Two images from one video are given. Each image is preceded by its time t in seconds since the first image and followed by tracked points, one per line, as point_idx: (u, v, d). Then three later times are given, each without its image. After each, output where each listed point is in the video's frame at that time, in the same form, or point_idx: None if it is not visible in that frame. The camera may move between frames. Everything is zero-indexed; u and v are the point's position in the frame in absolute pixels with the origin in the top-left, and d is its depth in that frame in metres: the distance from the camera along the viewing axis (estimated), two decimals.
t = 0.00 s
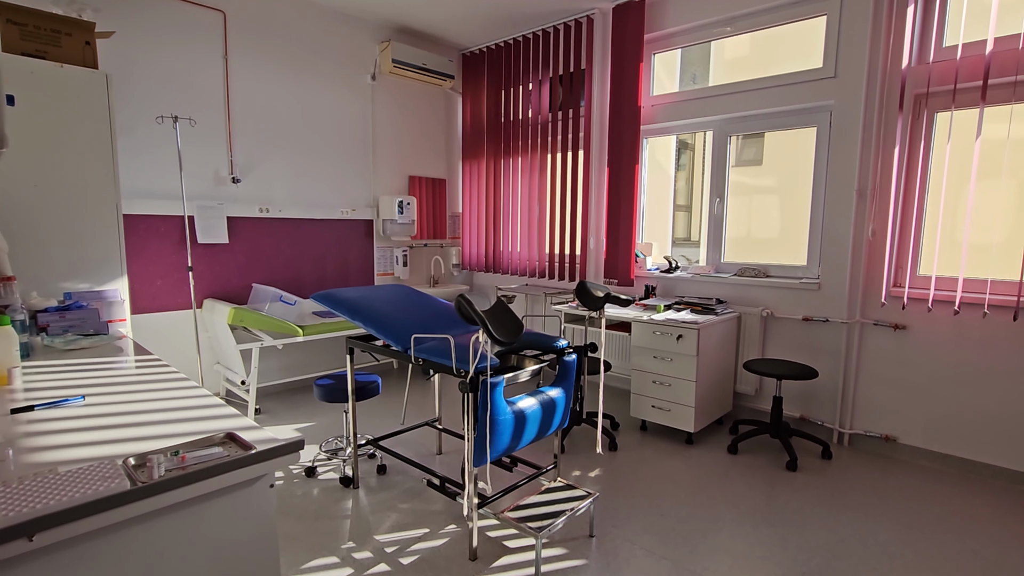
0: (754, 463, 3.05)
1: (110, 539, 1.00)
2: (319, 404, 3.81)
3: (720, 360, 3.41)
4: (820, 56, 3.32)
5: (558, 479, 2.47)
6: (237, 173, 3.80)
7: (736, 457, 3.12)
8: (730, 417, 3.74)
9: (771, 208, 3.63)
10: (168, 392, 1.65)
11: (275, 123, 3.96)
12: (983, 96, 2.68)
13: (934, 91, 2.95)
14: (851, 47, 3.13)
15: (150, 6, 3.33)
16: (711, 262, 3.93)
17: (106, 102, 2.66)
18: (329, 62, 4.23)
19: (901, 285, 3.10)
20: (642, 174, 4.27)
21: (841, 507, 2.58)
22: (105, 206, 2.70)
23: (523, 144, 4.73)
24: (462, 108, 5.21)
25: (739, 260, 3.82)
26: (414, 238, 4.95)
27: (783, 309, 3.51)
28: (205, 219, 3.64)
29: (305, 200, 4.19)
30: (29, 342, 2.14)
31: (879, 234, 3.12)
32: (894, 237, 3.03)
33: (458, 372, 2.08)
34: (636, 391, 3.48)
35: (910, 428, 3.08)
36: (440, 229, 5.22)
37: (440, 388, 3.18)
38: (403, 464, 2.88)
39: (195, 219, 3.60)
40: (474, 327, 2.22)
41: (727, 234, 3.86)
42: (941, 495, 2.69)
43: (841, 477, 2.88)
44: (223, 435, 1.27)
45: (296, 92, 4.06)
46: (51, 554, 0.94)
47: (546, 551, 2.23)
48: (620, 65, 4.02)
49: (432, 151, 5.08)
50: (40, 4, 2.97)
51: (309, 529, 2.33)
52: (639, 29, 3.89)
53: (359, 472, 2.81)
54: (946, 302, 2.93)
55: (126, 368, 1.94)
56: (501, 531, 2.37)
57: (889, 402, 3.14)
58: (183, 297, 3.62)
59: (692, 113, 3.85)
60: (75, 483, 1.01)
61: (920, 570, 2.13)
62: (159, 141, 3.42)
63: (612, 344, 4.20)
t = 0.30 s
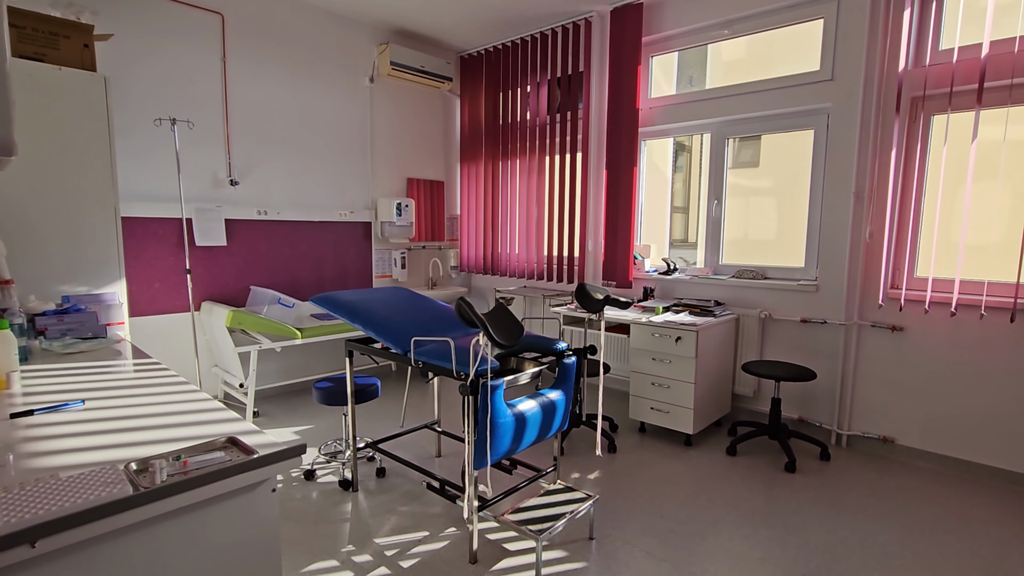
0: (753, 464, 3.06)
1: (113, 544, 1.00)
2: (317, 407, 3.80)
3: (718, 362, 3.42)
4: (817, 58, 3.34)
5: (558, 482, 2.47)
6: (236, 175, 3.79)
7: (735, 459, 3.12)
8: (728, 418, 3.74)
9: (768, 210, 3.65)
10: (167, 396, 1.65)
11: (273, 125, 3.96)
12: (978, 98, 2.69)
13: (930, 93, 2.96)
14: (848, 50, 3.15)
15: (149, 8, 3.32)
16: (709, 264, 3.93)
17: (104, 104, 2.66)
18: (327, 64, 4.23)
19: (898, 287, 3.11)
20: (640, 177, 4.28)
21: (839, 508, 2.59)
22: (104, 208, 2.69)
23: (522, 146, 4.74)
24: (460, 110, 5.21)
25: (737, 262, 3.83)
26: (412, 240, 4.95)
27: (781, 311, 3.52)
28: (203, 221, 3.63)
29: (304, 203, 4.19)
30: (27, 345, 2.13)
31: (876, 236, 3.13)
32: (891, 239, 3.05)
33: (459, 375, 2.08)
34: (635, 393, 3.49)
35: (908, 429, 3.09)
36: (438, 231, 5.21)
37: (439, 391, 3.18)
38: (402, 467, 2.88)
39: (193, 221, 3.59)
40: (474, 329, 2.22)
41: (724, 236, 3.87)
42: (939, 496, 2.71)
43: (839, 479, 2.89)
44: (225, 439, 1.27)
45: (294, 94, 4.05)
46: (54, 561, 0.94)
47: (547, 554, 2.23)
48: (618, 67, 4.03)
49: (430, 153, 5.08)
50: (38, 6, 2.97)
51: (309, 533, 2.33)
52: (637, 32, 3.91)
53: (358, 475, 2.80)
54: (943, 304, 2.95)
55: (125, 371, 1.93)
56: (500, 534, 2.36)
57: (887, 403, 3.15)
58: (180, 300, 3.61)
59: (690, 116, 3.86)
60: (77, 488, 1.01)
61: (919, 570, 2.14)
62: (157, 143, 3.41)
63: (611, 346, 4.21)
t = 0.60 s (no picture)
0: (753, 467, 3.07)
1: (119, 546, 1.01)
2: (317, 410, 3.81)
3: (717, 364, 3.43)
4: (815, 62, 3.36)
5: (558, 484, 2.48)
6: (236, 178, 3.81)
7: (734, 461, 3.13)
8: (727, 420, 3.76)
9: (766, 213, 3.67)
10: (170, 399, 1.66)
11: (273, 128, 3.97)
12: (975, 103, 2.72)
13: (927, 97, 2.98)
14: (845, 55, 3.17)
15: (151, 12, 3.34)
16: (708, 267, 3.95)
17: (107, 109, 2.67)
18: (327, 67, 4.25)
19: (896, 290, 3.12)
20: (639, 180, 4.29)
21: (839, 510, 2.60)
22: (106, 210, 2.70)
23: (521, 149, 4.75)
24: (459, 113, 5.23)
25: (736, 264, 3.84)
26: (412, 243, 4.96)
27: (779, 314, 3.53)
28: (204, 225, 3.64)
29: (304, 206, 4.20)
30: (30, 349, 2.14)
31: (874, 239, 3.15)
32: (888, 242, 3.07)
33: (459, 378, 2.09)
34: (635, 395, 3.50)
35: (906, 431, 3.10)
36: (438, 234, 5.23)
37: (439, 394, 3.18)
38: (403, 469, 2.88)
39: (194, 224, 3.61)
40: (475, 332, 2.23)
41: (723, 239, 3.89)
42: (937, 498, 2.72)
43: (838, 481, 2.90)
44: (230, 442, 1.28)
45: (295, 98, 4.07)
46: (61, 564, 0.95)
47: (547, 556, 2.24)
48: (617, 71, 4.05)
49: (430, 156, 5.10)
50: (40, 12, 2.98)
51: (310, 535, 2.33)
52: (636, 36, 3.93)
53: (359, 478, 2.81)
54: (940, 307, 2.97)
55: (126, 375, 1.94)
56: (501, 536, 2.37)
57: (885, 405, 3.17)
58: (181, 303, 3.62)
59: (689, 119, 3.88)
60: (84, 490, 1.02)
61: (918, 572, 2.15)
62: (158, 147, 3.42)
63: (610, 348, 4.22)
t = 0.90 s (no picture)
0: (752, 469, 3.08)
1: (121, 549, 1.01)
2: (317, 413, 3.81)
3: (716, 367, 3.44)
4: (813, 67, 3.38)
5: (558, 487, 2.48)
6: (236, 182, 3.82)
7: (733, 464, 3.14)
8: (726, 424, 3.77)
9: (765, 216, 3.69)
10: (171, 402, 1.66)
11: (273, 132, 3.99)
12: (970, 107, 2.74)
13: (924, 102, 3.00)
14: (842, 60, 3.19)
15: (152, 17, 3.35)
16: (707, 270, 3.96)
17: (107, 113, 2.69)
18: (327, 72, 4.26)
19: (894, 293, 3.14)
20: (638, 183, 4.31)
21: (837, 513, 2.61)
22: (106, 213, 2.71)
23: (520, 153, 4.77)
24: (459, 117, 5.25)
25: (734, 268, 3.86)
26: (411, 246, 4.97)
27: (778, 317, 3.55)
28: (204, 228, 3.65)
29: (304, 210, 4.21)
30: (31, 353, 2.15)
31: (872, 242, 3.17)
32: (885, 245, 3.08)
33: (459, 382, 2.10)
34: (633, 398, 3.51)
35: (905, 433, 3.11)
36: (438, 237, 5.24)
37: (439, 397, 3.19)
38: (403, 473, 2.89)
39: (194, 228, 3.62)
40: (475, 335, 2.24)
41: (722, 242, 3.91)
42: (935, 500, 2.73)
43: (837, 483, 2.91)
44: (231, 446, 1.28)
45: (295, 102, 4.08)
46: (65, 566, 0.96)
47: (547, 559, 2.24)
48: (615, 76, 4.08)
49: (429, 159, 5.11)
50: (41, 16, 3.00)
51: (310, 539, 2.34)
52: (635, 41, 3.96)
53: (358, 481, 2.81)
54: (938, 309, 2.98)
55: (127, 378, 1.94)
56: (501, 539, 2.38)
57: (883, 408, 3.18)
58: (181, 306, 3.62)
59: (687, 123, 3.90)
60: (86, 493, 1.03)
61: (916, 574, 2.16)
62: (158, 151, 3.43)
63: (609, 351, 4.23)
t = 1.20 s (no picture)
0: (751, 474, 3.08)
1: (121, 555, 1.02)
2: (317, 418, 3.81)
3: (715, 371, 3.45)
4: (811, 72, 3.40)
5: (557, 492, 2.48)
6: (236, 187, 3.83)
7: (732, 468, 3.14)
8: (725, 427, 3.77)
9: (763, 221, 3.70)
10: (171, 408, 1.66)
11: (273, 137, 4.00)
12: (967, 112, 2.75)
13: (921, 107, 3.02)
14: (840, 65, 3.21)
15: (152, 22, 3.37)
16: (706, 274, 3.98)
17: (107, 119, 2.69)
18: (327, 77, 4.28)
19: (892, 297, 3.14)
20: (637, 188, 4.32)
21: (837, 517, 2.61)
22: (106, 217, 2.71)
23: (519, 157, 4.78)
24: (458, 122, 5.26)
25: (733, 272, 3.87)
26: (411, 250, 4.97)
27: (777, 321, 3.55)
28: (204, 233, 3.66)
29: (303, 214, 4.22)
30: (30, 358, 2.15)
31: (870, 246, 3.17)
32: (883, 249, 3.09)
33: (458, 386, 2.10)
34: (633, 403, 3.51)
35: (904, 438, 3.11)
36: (437, 241, 5.24)
37: (439, 402, 3.19)
38: (402, 477, 2.89)
39: (193, 233, 3.62)
40: (474, 340, 2.24)
41: (720, 246, 3.92)
42: (935, 505, 2.73)
43: (836, 488, 2.91)
44: (230, 451, 1.29)
45: (294, 107, 4.10)
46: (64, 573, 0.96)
47: (546, 564, 2.24)
48: (614, 80, 4.09)
49: (429, 164, 5.12)
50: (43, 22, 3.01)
51: (309, 544, 2.33)
52: (633, 46, 3.97)
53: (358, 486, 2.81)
54: (937, 314, 2.98)
55: (126, 383, 1.94)
56: (500, 544, 2.38)
57: (883, 412, 3.18)
58: (180, 311, 3.63)
59: (686, 128, 3.91)
60: (86, 500, 1.03)
61: None
62: (158, 156, 3.44)
63: (609, 355, 4.24)
